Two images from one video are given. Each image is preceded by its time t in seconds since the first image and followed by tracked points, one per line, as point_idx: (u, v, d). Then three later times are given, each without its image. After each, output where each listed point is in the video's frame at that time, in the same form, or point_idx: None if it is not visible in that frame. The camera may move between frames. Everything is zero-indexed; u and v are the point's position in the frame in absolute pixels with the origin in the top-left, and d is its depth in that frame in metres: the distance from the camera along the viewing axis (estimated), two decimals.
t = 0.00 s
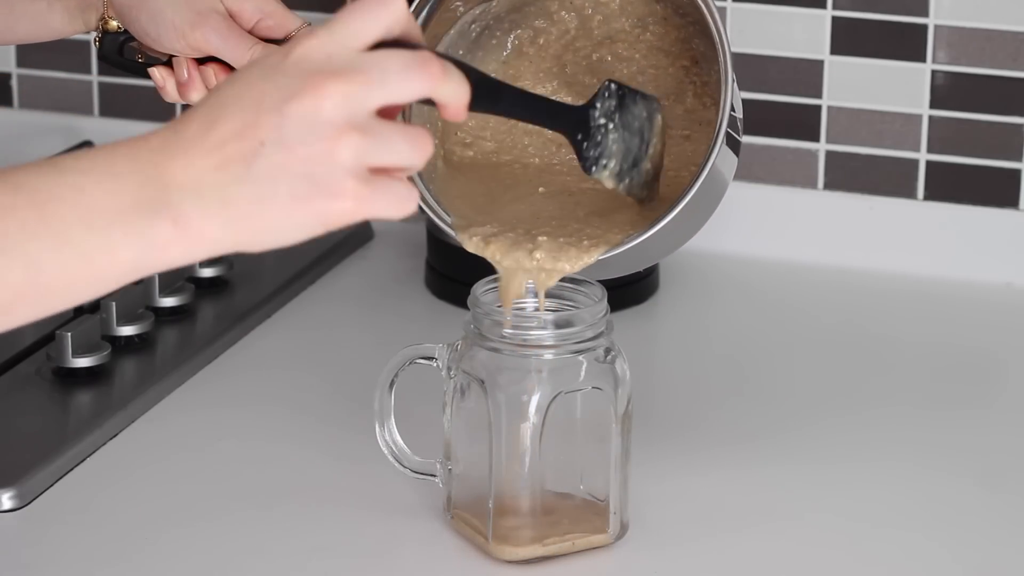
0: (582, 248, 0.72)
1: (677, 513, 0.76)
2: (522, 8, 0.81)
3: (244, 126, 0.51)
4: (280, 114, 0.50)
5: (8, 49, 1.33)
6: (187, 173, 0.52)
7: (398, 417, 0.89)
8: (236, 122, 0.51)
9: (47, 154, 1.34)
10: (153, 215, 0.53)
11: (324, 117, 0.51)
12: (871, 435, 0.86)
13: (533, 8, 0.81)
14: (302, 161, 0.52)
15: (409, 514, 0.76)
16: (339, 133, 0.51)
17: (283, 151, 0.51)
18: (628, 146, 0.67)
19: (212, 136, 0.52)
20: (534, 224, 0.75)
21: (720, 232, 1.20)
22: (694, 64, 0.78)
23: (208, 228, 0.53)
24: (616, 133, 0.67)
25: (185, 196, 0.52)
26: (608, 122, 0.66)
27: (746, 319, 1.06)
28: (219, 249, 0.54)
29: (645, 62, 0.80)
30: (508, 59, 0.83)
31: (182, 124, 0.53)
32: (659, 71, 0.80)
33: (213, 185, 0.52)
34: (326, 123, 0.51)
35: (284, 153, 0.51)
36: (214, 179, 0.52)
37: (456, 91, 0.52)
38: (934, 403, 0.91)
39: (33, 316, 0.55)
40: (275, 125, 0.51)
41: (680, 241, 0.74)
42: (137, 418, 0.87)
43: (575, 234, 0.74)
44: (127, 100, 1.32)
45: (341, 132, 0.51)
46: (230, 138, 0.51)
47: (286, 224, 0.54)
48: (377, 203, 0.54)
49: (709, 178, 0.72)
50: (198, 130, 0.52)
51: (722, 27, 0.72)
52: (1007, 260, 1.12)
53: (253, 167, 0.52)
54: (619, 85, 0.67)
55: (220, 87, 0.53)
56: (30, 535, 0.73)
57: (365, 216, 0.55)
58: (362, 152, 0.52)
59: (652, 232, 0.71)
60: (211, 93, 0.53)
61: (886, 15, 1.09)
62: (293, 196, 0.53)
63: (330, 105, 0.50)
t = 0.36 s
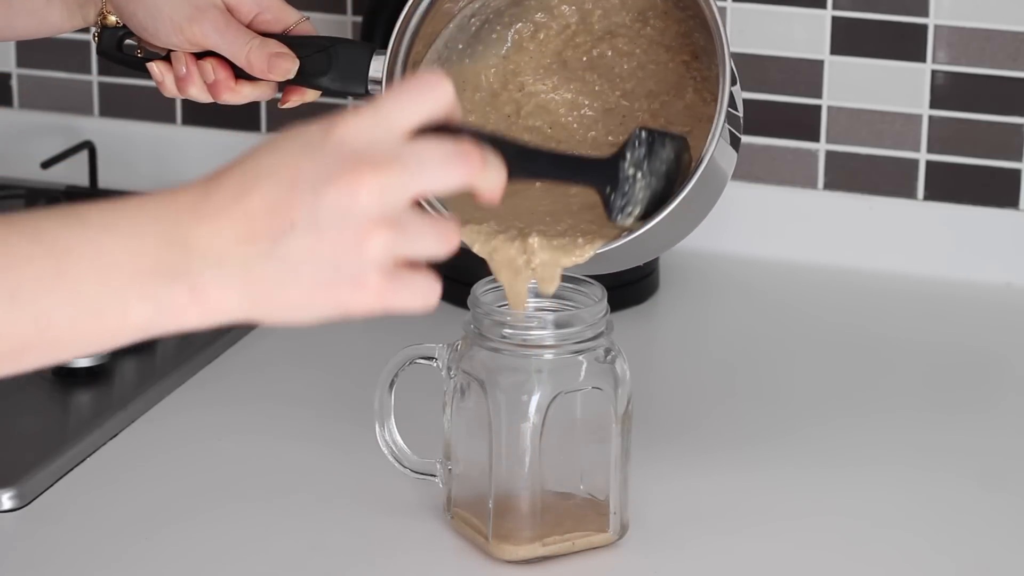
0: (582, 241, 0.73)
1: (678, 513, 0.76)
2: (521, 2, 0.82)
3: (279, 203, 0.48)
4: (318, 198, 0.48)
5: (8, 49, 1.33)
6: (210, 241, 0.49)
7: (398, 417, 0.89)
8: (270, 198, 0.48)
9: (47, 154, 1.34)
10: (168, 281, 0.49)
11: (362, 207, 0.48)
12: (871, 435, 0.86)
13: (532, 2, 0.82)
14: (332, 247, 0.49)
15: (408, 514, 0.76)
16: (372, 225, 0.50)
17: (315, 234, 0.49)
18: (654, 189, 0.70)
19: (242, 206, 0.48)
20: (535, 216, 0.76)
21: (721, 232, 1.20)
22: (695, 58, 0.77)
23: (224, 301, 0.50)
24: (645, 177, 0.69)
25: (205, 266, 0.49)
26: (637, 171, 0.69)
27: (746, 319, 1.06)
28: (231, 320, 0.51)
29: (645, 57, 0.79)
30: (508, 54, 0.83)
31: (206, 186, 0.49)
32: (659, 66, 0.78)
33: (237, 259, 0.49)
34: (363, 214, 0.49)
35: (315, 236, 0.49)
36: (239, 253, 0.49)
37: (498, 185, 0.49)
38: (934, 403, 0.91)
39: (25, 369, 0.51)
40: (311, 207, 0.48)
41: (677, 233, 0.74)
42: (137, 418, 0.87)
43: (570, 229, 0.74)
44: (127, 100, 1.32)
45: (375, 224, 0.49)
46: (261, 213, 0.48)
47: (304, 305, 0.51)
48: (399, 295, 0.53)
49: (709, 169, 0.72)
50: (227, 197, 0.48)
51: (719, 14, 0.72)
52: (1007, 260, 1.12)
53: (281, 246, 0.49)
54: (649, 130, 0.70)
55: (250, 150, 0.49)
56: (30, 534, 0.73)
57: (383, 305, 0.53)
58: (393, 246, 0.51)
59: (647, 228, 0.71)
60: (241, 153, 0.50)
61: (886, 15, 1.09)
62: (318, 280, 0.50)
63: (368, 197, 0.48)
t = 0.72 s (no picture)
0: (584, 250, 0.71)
1: (678, 514, 0.76)
2: (525, 7, 0.82)
3: (262, 229, 0.52)
4: (300, 225, 0.51)
5: (9, 49, 1.33)
6: (193, 267, 0.52)
7: (398, 417, 0.89)
8: (254, 224, 0.51)
9: (47, 154, 1.34)
10: (151, 302, 0.53)
11: (345, 237, 0.52)
12: (871, 436, 0.86)
13: (536, 7, 0.81)
14: (313, 273, 0.53)
15: (408, 513, 0.76)
16: (355, 253, 0.53)
17: (297, 261, 0.52)
18: (629, 217, 0.66)
19: (227, 232, 0.52)
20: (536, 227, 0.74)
21: (721, 232, 1.20)
22: (698, 66, 0.77)
23: (205, 321, 0.54)
24: (622, 205, 0.65)
25: (187, 288, 0.53)
26: (614, 200, 0.64)
27: (746, 319, 1.06)
28: (211, 340, 0.55)
29: (648, 65, 0.79)
30: (511, 60, 0.82)
31: (192, 210, 0.53)
32: (662, 73, 0.78)
33: (218, 282, 0.53)
34: (345, 243, 0.52)
35: (298, 263, 0.52)
36: (221, 275, 0.52)
37: (478, 215, 0.54)
38: (935, 403, 0.91)
39: (19, 382, 0.55)
40: (293, 235, 0.51)
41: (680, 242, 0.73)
42: (137, 418, 0.87)
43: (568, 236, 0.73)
44: (127, 100, 1.32)
45: (356, 252, 0.53)
46: (245, 240, 0.52)
47: (282, 327, 0.55)
48: (378, 322, 0.56)
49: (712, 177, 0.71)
50: (212, 221, 0.52)
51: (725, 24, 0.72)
52: (1007, 260, 1.12)
53: (263, 272, 0.52)
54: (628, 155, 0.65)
55: (236, 176, 0.53)
56: (30, 534, 0.73)
57: (362, 330, 0.57)
58: (374, 273, 0.54)
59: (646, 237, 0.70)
60: (226, 180, 0.53)
61: (886, 15, 1.09)
62: (298, 303, 0.54)
63: (351, 227, 0.51)
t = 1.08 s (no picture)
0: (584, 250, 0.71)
1: (679, 514, 0.76)
2: (531, 4, 0.82)
3: (239, 225, 0.53)
4: (277, 219, 0.52)
5: (9, 49, 1.33)
6: (171, 265, 0.53)
7: (398, 417, 0.89)
8: (231, 220, 0.52)
9: (47, 154, 1.34)
10: (129, 302, 0.54)
11: (321, 230, 0.53)
12: (871, 436, 0.86)
13: (541, 4, 0.82)
14: (291, 268, 0.54)
15: (408, 514, 0.76)
16: (332, 246, 0.54)
17: (275, 256, 0.53)
18: (603, 217, 0.66)
19: (204, 229, 0.53)
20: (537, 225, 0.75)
21: (721, 232, 1.20)
22: (703, 64, 0.77)
23: (184, 319, 0.55)
24: (596, 205, 0.65)
25: (166, 286, 0.53)
26: (589, 199, 0.65)
27: (746, 319, 1.06)
28: (189, 338, 0.56)
29: (653, 63, 0.79)
30: (516, 57, 0.83)
31: (168, 209, 0.53)
32: (667, 72, 0.79)
33: (196, 279, 0.53)
34: (322, 236, 0.53)
35: (276, 258, 0.53)
36: (199, 273, 0.53)
37: (452, 206, 0.55)
38: (935, 403, 0.91)
39: None
40: (270, 230, 0.53)
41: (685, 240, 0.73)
42: (137, 418, 0.87)
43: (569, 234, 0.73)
44: (127, 100, 1.32)
45: (333, 246, 0.54)
46: (222, 236, 0.53)
47: (261, 323, 0.56)
48: (357, 316, 0.57)
49: (717, 177, 0.71)
50: (189, 218, 0.53)
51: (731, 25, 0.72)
52: (1007, 260, 1.12)
53: (241, 268, 0.53)
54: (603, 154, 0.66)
55: (209, 175, 0.54)
56: (30, 534, 0.73)
57: (343, 325, 0.58)
58: (352, 266, 0.55)
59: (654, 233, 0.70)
60: (200, 179, 0.54)
61: (886, 15, 1.09)
62: (276, 299, 0.55)
63: (328, 219, 0.53)
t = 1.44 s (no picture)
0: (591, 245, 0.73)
1: (679, 514, 0.76)
2: None
3: (211, 193, 0.53)
4: (249, 184, 0.53)
5: (9, 49, 1.33)
6: (147, 235, 0.53)
7: (398, 417, 0.89)
8: (203, 189, 0.53)
9: (47, 154, 1.34)
10: (109, 276, 0.54)
11: (293, 190, 0.53)
12: (870, 435, 0.86)
13: None
14: (266, 230, 0.54)
15: (408, 513, 0.76)
16: (307, 206, 0.54)
17: (250, 219, 0.54)
18: (575, 198, 0.66)
19: (177, 198, 0.53)
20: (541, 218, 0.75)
21: (721, 232, 1.20)
22: (710, 59, 0.78)
23: (165, 290, 0.55)
24: (567, 184, 0.65)
25: (144, 257, 0.54)
26: (560, 177, 0.65)
27: (746, 319, 1.06)
28: (171, 309, 0.56)
29: (659, 56, 0.79)
30: (522, 49, 0.82)
31: (141, 183, 0.54)
32: (673, 66, 0.79)
33: (173, 249, 0.54)
34: (294, 196, 0.53)
35: (251, 221, 0.54)
36: (175, 243, 0.54)
37: (424, 163, 0.55)
38: (935, 403, 0.91)
39: None
40: (243, 194, 0.53)
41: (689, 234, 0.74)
42: (137, 418, 0.87)
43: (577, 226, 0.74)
44: (127, 100, 1.32)
45: (307, 205, 0.54)
46: (194, 202, 0.53)
47: (243, 289, 0.56)
48: (339, 277, 0.57)
49: (722, 173, 0.72)
50: (161, 190, 0.53)
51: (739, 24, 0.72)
52: (1008, 260, 1.12)
53: (216, 233, 0.54)
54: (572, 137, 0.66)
55: (180, 146, 0.54)
56: (30, 534, 0.73)
57: (325, 286, 0.58)
58: (329, 226, 0.55)
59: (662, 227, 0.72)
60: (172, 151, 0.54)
61: (886, 15, 1.10)
62: (255, 264, 0.55)
63: (299, 179, 0.53)
